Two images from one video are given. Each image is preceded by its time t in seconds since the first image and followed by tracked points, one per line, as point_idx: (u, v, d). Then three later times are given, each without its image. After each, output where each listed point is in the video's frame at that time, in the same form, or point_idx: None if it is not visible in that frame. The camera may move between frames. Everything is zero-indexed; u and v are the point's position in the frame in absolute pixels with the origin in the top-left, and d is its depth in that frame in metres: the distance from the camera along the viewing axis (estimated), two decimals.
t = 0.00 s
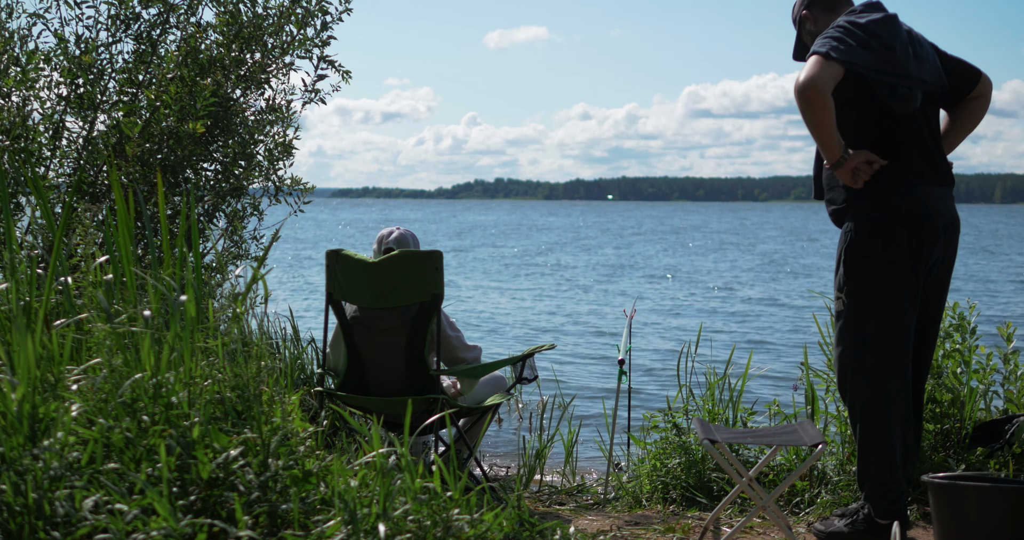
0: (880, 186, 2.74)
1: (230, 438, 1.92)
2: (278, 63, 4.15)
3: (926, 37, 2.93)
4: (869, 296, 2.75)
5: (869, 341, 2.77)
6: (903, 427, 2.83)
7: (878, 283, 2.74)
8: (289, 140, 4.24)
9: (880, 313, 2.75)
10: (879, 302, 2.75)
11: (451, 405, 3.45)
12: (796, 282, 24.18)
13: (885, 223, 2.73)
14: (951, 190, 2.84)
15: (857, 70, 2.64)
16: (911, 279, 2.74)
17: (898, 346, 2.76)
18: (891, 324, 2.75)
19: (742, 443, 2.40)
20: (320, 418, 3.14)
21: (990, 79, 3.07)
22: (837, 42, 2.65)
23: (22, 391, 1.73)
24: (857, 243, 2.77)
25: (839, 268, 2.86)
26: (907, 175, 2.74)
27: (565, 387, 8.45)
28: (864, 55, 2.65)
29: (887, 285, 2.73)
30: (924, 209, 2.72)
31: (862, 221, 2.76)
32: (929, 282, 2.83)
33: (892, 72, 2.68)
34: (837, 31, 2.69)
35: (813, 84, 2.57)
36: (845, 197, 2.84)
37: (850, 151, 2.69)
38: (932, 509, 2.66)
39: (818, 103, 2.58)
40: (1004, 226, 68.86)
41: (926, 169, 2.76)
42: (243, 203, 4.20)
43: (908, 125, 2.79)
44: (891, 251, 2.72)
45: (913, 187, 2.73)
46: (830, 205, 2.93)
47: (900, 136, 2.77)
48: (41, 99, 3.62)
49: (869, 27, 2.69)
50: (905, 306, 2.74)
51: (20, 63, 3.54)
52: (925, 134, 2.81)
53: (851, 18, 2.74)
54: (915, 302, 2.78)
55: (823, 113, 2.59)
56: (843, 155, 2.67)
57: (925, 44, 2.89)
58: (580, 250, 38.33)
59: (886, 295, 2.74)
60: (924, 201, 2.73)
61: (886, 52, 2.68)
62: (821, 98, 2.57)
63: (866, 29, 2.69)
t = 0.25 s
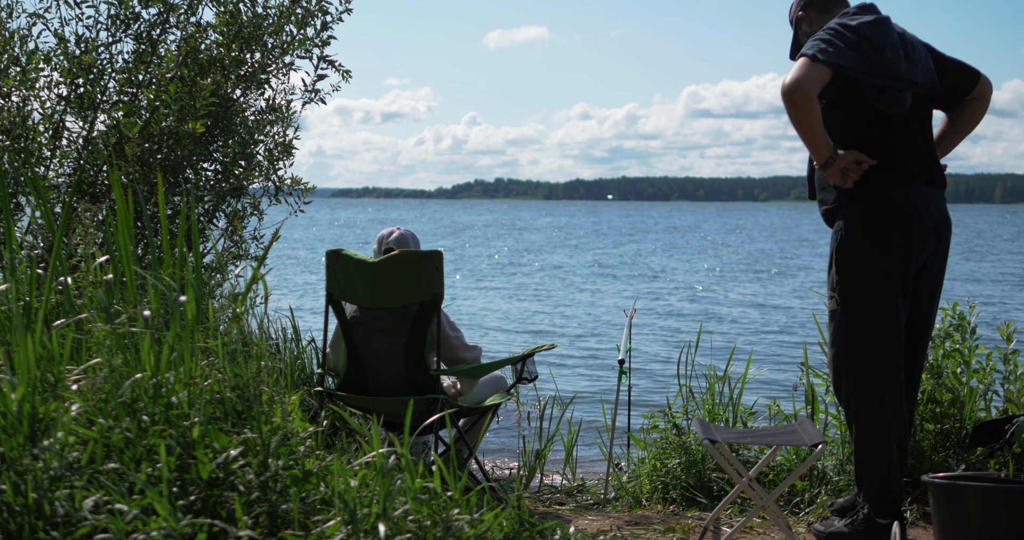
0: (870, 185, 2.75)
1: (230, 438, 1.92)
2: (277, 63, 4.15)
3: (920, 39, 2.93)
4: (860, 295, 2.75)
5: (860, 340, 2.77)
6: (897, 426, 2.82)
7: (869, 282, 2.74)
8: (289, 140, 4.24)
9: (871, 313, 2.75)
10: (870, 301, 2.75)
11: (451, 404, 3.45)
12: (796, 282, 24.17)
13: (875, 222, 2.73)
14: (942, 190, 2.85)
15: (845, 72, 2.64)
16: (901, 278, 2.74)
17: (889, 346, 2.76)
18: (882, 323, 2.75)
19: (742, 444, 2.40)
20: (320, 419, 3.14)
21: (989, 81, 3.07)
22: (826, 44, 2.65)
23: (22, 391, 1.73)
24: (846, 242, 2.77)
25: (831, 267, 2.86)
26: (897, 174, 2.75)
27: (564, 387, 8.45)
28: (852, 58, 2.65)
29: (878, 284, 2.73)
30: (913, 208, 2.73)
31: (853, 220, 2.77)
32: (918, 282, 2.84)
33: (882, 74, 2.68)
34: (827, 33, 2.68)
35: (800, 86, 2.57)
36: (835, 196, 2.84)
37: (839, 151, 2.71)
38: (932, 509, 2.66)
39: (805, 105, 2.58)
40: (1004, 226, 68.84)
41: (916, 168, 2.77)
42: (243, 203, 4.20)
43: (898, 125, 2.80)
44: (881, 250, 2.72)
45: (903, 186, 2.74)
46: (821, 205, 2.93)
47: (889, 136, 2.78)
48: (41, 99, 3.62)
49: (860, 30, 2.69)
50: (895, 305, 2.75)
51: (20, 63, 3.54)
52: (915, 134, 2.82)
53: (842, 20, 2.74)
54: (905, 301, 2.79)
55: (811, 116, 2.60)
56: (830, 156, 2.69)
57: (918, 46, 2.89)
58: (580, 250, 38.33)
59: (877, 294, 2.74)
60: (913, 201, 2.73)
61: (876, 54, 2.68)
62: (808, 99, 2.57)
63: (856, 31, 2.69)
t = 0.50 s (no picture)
0: (856, 186, 2.77)
1: (230, 438, 1.92)
2: (277, 63, 4.15)
3: (918, 43, 2.94)
4: (841, 294, 2.80)
5: (842, 340, 2.81)
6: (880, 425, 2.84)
7: (849, 281, 2.78)
8: (289, 140, 4.23)
9: (851, 312, 2.79)
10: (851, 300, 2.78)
11: (451, 404, 3.45)
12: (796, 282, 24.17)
13: (858, 222, 2.77)
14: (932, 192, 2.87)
15: (842, 73, 2.66)
16: (880, 278, 2.78)
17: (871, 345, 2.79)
18: (863, 321, 2.79)
19: (742, 444, 2.40)
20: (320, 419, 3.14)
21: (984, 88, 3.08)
22: (824, 43, 2.66)
23: (22, 391, 1.73)
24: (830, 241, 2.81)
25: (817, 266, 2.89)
26: (883, 175, 2.77)
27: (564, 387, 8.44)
28: (848, 58, 2.67)
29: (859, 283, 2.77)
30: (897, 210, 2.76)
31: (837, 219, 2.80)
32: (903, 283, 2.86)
33: (876, 77, 2.70)
34: (826, 33, 2.70)
35: (795, 83, 2.59)
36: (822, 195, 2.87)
37: (828, 150, 2.72)
38: (932, 509, 2.66)
39: (798, 104, 2.60)
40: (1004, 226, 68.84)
41: (904, 170, 2.79)
42: (243, 203, 4.20)
43: (888, 127, 2.81)
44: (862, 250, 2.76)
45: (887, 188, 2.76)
46: (809, 202, 2.97)
47: (878, 137, 2.80)
48: (41, 99, 3.62)
49: (858, 31, 2.71)
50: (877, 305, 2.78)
51: (20, 63, 3.54)
52: (907, 138, 2.84)
53: (842, 20, 2.75)
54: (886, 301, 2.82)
55: (803, 114, 2.60)
56: (819, 155, 2.70)
57: (916, 50, 2.90)
58: (580, 250, 38.32)
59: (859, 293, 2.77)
60: (897, 203, 2.76)
61: (873, 56, 2.70)
62: (802, 97, 2.58)
63: (854, 32, 2.70)
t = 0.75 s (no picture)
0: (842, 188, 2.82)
1: (229, 438, 1.92)
2: (277, 63, 4.15)
3: (917, 47, 2.96)
4: (825, 292, 2.84)
5: (826, 339, 2.84)
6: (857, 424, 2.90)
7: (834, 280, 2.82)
8: (289, 140, 4.23)
9: (835, 311, 2.83)
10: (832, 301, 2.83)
11: (451, 404, 3.45)
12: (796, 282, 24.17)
13: (845, 224, 2.81)
14: (925, 197, 2.89)
15: (837, 75, 2.71)
16: (865, 279, 2.82)
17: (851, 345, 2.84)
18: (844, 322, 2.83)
19: (742, 444, 2.39)
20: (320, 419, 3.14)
21: (983, 95, 3.08)
22: (819, 45, 2.70)
23: (22, 391, 1.73)
24: (817, 240, 2.85)
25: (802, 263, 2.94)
26: (873, 178, 2.81)
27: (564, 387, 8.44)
28: (843, 61, 2.71)
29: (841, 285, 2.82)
30: (880, 215, 2.80)
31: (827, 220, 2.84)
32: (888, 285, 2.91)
33: (871, 80, 2.74)
34: (822, 36, 2.73)
35: (789, 84, 2.62)
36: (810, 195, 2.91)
37: (821, 151, 2.75)
38: (932, 509, 2.66)
39: (793, 104, 2.62)
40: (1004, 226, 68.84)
41: (894, 175, 2.82)
42: (243, 203, 4.20)
43: (881, 131, 2.84)
44: (848, 250, 2.81)
45: (873, 193, 2.80)
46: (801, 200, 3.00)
47: (870, 140, 2.83)
48: (41, 99, 3.62)
49: (855, 34, 2.74)
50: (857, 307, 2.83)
51: (20, 63, 3.54)
52: (900, 142, 2.86)
53: (840, 22, 2.78)
54: (871, 302, 2.87)
55: (797, 114, 2.63)
56: (812, 155, 2.73)
57: (914, 55, 2.92)
58: (581, 250, 38.32)
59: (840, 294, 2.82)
60: (882, 208, 2.80)
61: (868, 59, 2.73)
62: (796, 98, 2.61)
63: (851, 35, 2.73)
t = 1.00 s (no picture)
0: (827, 190, 2.88)
1: (230, 438, 1.92)
2: (277, 62, 4.15)
3: (912, 46, 3.00)
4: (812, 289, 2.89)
5: (812, 335, 2.90)
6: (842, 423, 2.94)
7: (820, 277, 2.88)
8: (289, 140, 4.23)
9: (822, 309, 2.88)
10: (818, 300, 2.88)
11: (451, 404, 3.45)
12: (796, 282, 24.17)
13: (831, 222, 2.87)
14: (913, 198, 2.94)
15: (823, 77, 2.79)
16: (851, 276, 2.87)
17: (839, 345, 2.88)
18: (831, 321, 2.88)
19: (742, 444, 2.38)
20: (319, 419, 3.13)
21: (980, 94, 3.09)
22: (808, 47, 2.78)
23: (22, 391, 1.73)
24: (803, 237, 2.91)
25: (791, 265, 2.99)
26: (859, 177, 2.86)
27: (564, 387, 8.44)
28: (831, 63, 2.78)
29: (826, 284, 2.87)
30: (863, 215, 2.86)
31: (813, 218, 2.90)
32: (879, 285, 2.94)
33: (859, 82, 2.81)
34: (812, 37, 2.82)
35: (773, 86, 2.73)
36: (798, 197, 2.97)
37: (807, 151, 2.81)
38: (932, 509, 2.66)
39: (775, 106, 2.73)
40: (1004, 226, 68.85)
41: (881, 174, 2.87)
42: (243, 203, 4.20)
43: (872, 132, 2.88)
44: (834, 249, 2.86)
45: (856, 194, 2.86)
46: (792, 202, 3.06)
47: (859, 141, 2.88)
48: (41, 99, 3.62)
49: (845, 35, 2.81)
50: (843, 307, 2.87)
51: (20, 63, 3.54)
52: (890, 143, 2.91)
53: (832, 25, 2.86)
54: (859, 301, 2.91)
55: (780, 116, 2.73)
56: (796, 156, 2.80)
57: (909, 55, 2.96)
58: (581, 250, 38.31)
59: (825, 294, 2.87)
60: (864, 209, 2.86)
61: (857, 61, 2.80)
62: (778, 99, 2.72)
63: (841, 36, 2.81)
